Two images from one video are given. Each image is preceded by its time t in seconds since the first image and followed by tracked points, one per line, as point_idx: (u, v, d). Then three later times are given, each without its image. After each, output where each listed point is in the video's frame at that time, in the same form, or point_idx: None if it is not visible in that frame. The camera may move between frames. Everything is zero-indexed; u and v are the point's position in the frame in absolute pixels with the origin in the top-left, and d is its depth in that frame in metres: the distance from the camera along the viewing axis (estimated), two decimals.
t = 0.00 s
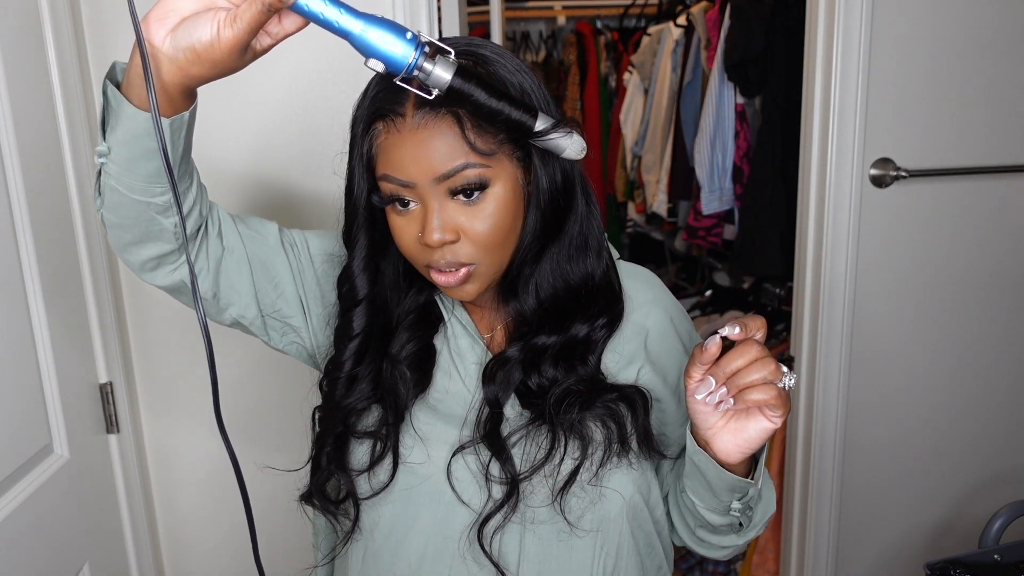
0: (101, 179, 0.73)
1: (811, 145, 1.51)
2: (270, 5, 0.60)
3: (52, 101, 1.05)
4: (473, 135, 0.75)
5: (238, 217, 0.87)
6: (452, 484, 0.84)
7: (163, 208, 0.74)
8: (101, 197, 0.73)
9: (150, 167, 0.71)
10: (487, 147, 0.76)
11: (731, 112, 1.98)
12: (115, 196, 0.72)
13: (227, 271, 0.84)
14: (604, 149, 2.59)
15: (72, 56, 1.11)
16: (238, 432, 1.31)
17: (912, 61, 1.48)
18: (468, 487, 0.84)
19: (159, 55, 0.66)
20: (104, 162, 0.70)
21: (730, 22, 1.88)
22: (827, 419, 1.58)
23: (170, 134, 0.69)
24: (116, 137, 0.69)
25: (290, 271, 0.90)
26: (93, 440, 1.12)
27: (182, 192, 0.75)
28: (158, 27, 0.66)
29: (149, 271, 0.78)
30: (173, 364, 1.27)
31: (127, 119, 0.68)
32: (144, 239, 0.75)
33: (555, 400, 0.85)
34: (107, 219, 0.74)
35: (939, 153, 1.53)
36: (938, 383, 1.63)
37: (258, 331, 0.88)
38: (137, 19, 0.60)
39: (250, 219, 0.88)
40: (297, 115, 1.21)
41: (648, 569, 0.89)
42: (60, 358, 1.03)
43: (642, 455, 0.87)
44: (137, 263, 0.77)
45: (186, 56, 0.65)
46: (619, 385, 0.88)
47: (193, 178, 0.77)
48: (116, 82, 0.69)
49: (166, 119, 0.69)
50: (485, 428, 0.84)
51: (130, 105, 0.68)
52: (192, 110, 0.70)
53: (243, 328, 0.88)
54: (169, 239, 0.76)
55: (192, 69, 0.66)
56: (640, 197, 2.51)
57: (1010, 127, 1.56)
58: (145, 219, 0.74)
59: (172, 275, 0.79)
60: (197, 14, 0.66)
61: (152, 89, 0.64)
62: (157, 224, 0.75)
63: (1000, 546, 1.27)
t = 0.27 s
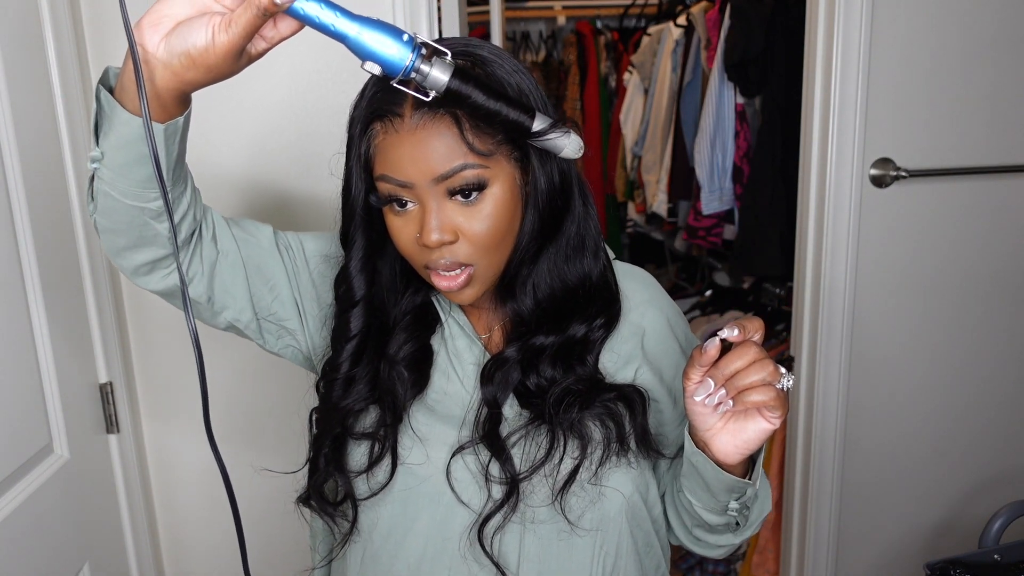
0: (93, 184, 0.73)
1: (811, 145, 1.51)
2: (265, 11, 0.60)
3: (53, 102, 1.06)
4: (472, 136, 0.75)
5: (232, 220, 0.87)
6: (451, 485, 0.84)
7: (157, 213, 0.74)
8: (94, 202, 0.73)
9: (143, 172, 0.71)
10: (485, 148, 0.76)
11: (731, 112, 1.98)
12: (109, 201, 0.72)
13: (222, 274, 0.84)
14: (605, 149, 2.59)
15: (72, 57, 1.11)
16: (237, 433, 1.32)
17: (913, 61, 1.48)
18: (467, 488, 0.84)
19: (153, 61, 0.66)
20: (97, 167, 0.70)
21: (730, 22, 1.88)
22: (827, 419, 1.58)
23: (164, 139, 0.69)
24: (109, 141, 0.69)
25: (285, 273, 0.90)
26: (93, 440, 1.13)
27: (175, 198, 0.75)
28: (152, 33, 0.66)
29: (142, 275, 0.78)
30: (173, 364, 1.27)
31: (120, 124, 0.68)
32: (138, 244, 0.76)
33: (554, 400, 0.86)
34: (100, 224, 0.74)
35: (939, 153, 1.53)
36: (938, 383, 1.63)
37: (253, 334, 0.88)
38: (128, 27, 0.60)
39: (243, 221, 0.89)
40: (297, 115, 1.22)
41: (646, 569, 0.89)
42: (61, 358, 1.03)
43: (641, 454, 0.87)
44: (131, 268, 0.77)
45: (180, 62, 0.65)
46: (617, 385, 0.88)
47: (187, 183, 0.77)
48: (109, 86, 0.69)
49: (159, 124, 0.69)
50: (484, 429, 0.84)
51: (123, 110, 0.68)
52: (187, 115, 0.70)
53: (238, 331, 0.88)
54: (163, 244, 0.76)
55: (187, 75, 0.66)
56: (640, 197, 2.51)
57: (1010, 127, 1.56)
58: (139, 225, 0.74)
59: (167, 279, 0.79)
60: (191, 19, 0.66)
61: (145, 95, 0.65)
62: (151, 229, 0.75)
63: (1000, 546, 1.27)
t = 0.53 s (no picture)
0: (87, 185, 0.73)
1: (811, 145, 1.51)
2: (265, 12, 0.60)
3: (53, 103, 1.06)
4: (471, 137, 0.75)
5: (227, 221, 0.87)
6: (450, 487, 0.84)
7: (152, 214, 0.74)
8: (88, 202, 0.73)
9: (139, 173, 0.71)
10: (484, 149, 0.76)
11: (731, 112, 1.98)
12: (104, 202, 0.72)
13: (217, 276, 0.84)
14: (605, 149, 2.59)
15: (72, 57, 1.11)
16: (237, 433, 1.32)
17: (913, 60, 1.48)
18: (466, 490, 0.84)
19: (151, 61, 0.66)
20: (92, 167, 0.70)
21: (730, 22, 1.88)
22: (827, 419, 1.58)
23: (162, 140, 0.69)
24: (104, 142, 0.69)
25: (280, 274, 0.90)
26: (94, 439, 1.13)
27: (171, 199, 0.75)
28: (150, 32, 0.66)
29: (137, 276, 0.78)
30: (173, 364, 1.27)
31: (116, 125, 0.68)
32: (133, 245, 0.76)
33: (553, 402, 0.85)
34: (94, 224, 0.74)
35: (939, 153, 1.53)
36: (938, 383, 1.63)
37: (248, 336, 0.88)
38: (128, 25, 0.60)
39: (238, 223, 0.89)
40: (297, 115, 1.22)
41: (644, 569, 0.89)
42: (61, 358, 1.04)
43: (639, 455, 0.87)
44: (125, 269, 0.77)
45: (179, 61, 0.65)
46: (615, 386, 0.88)
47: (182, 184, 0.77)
48: (105, 84, 0.69)
49: (157, 124, 0.69)
50: (483, 432, 0.84)
51: (120, 110, 0.68)
52: (184, 116, 0.71)
53: (234, 333, 0.88)
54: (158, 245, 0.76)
55: (185, 74, 0.66)
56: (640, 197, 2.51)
57: (1010, 127, 1.56)
58: (134, 226, 0.74)
59: (161, 280, 0.79)
60: (189, 20, 0.66)
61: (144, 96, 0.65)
62: (146, 230, 0.75)
63: (1000, 546, 1.27)
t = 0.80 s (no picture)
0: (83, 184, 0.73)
1: (811, 145, 1.51)
2: (267, 10, 0.60)
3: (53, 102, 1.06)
4: (472, 136, 0.75)
5: (222, 220, 0.87)
6: (448, 486, 0.84)
7: (148, 214, 0.74)
8: (83, 201, 0.73)
9: (137, 172, 0.71)
10: (485, 148, 0.76)
11: (731, 112, 1.98)
12: (100, 201, 0.72)
13: (213, 275, 0.84)
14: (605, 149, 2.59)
15: (72, 57, 1.11)
16: (237, 433, 1.32)
17: (913, 61, 1.48)
18: (464, 489, 0.84)
19: (152, 59, 0.66)
20: (88, 167, 0.70)
21: (730, 22, 1.88)
22: (827, 419, 1.58)
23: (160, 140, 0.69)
24: (102, 141, 0.69)
25: (276, 274, 0.90)
26: (94, 439, 1.13)
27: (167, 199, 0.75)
28: (150, 31, 0.66)
29: (131, 275, 0.78)
30: (173, 364, 1.27)
31: (115, 124, 0.68)
32: (129, 244, 0.75)
33: (552, 401, 0.85)
34: (89, 222, 0.73)
35: (939, 153, 1.53)
36: (938, 383, 1.63)
37: (243, 335, 0.88)
38: (129, 23, 0.60)
39: (234, 221, 0.88)
40: (297, 115, 1.22)
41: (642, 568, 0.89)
42: (61, 358, 1.04)
43: (637, 454, 0.87)
44: (119, 268, 0.77)
45: (179, 60, 0.65)
46: (614, 384, 0.88)
47: (179, 183, 0.77)
48: (104, 81, 0.69)
49: (158, 123, 0.69)
50: (481, 431, 0.84)
51: (119, 108, 0.68)
52: (182, 114, 0.71)
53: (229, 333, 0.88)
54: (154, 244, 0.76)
55: (186, 74, 0.66)
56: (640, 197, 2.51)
57: (1010, 127, 1.56)
58: (129, 225, 0.74)
59: (157, 280, 0.79)
60: (190, 18, 0.66)
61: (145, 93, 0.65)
62: (142, 230, 0.75)
63: (1000, 546, 1.27)
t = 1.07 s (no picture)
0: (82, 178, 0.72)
1: (811, 145, 1.51)
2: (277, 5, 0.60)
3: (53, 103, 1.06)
4: (473, 135, 0.75)
5: (220, 219, 0.87)
6: (446, 488, 0.84)
7: (148, 210, 0.74)
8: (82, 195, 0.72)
9: (139, 167, 0.71)
10: (486, 148, 0.76)
11: (731, 112, 1.98)
12: (99, 195, 0.71)
13: (209, 274, 0.84)
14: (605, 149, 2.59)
15: (72, 57, 1.11)
16: (237, 433, 1.32)
17: (913, 61, 1.48)
18: (462, 490, 0.84)
19: (160, 52, 0.66)
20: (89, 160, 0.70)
21: (730, 22, 1.88)
22: (827, 419, 1.58)
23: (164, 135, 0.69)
24: (104, 135, 0.69)
25: (273, 273, 0.90)
26: (94, 439, 1.13)
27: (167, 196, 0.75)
28: (159, 23, 0.66)
29: (128, 271, 0.77)
30: (173, 364, 1.27)
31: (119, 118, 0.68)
32: (127, 240, 0.75)
33: (550, 402, 0.86)
34: (87, 217, 0.73)
35: (939, 153, 1.53)
36: (938, 383, 1.63)
37: (239, 334, 0.88)
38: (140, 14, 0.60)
39: (232, 220, 0.88)
40: (297, 114, 1.22)
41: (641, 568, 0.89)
42: (61, 358, 1.04)
43: (635, 455, 0.87)
44: (116, 263, 0.76)
45: (187, 54, 0.65)
46: (613, 385, 0.88)
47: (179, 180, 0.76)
48: (108, 75, 0.70)
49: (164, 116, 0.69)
50: (480, 432, 0.84)
51: (125, 102, 0.68)
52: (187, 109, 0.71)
53: (225, 332, 0.88)
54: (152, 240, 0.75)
55: (194, 67, 0.66)
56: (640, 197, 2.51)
57: (1010, 126, 1.56)
58: (128, 220, 0.73)
59: (153, 277, 0.79)
60: (199, 12, 0.66)
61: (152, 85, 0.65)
62: (140, 225, 0.74)
63: (1000, 546, 1.27)
